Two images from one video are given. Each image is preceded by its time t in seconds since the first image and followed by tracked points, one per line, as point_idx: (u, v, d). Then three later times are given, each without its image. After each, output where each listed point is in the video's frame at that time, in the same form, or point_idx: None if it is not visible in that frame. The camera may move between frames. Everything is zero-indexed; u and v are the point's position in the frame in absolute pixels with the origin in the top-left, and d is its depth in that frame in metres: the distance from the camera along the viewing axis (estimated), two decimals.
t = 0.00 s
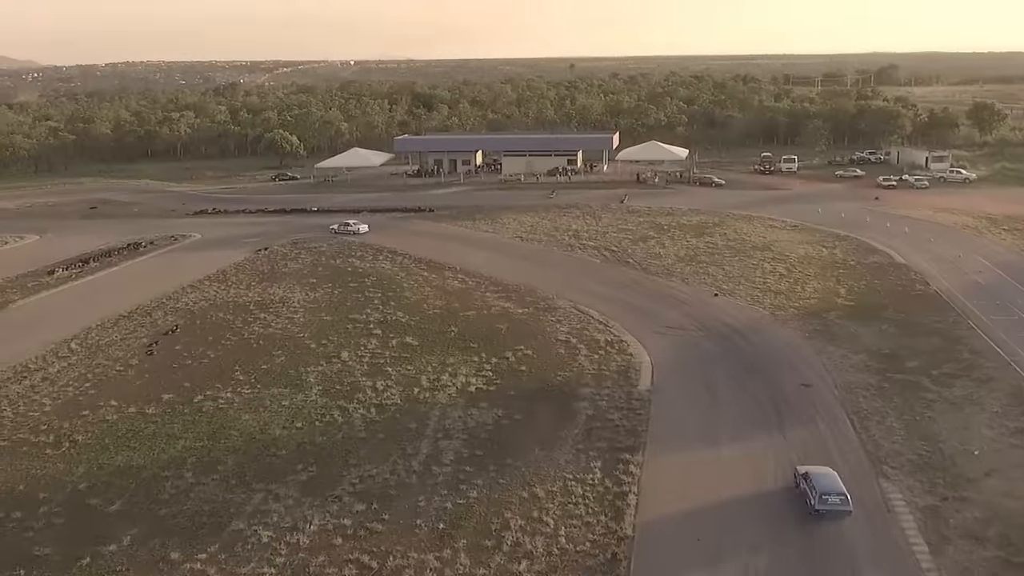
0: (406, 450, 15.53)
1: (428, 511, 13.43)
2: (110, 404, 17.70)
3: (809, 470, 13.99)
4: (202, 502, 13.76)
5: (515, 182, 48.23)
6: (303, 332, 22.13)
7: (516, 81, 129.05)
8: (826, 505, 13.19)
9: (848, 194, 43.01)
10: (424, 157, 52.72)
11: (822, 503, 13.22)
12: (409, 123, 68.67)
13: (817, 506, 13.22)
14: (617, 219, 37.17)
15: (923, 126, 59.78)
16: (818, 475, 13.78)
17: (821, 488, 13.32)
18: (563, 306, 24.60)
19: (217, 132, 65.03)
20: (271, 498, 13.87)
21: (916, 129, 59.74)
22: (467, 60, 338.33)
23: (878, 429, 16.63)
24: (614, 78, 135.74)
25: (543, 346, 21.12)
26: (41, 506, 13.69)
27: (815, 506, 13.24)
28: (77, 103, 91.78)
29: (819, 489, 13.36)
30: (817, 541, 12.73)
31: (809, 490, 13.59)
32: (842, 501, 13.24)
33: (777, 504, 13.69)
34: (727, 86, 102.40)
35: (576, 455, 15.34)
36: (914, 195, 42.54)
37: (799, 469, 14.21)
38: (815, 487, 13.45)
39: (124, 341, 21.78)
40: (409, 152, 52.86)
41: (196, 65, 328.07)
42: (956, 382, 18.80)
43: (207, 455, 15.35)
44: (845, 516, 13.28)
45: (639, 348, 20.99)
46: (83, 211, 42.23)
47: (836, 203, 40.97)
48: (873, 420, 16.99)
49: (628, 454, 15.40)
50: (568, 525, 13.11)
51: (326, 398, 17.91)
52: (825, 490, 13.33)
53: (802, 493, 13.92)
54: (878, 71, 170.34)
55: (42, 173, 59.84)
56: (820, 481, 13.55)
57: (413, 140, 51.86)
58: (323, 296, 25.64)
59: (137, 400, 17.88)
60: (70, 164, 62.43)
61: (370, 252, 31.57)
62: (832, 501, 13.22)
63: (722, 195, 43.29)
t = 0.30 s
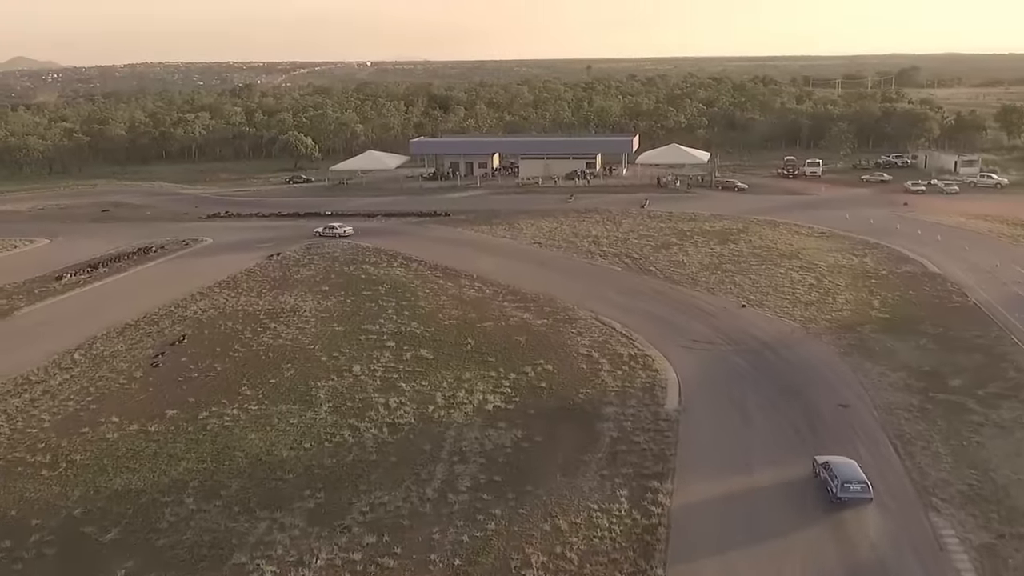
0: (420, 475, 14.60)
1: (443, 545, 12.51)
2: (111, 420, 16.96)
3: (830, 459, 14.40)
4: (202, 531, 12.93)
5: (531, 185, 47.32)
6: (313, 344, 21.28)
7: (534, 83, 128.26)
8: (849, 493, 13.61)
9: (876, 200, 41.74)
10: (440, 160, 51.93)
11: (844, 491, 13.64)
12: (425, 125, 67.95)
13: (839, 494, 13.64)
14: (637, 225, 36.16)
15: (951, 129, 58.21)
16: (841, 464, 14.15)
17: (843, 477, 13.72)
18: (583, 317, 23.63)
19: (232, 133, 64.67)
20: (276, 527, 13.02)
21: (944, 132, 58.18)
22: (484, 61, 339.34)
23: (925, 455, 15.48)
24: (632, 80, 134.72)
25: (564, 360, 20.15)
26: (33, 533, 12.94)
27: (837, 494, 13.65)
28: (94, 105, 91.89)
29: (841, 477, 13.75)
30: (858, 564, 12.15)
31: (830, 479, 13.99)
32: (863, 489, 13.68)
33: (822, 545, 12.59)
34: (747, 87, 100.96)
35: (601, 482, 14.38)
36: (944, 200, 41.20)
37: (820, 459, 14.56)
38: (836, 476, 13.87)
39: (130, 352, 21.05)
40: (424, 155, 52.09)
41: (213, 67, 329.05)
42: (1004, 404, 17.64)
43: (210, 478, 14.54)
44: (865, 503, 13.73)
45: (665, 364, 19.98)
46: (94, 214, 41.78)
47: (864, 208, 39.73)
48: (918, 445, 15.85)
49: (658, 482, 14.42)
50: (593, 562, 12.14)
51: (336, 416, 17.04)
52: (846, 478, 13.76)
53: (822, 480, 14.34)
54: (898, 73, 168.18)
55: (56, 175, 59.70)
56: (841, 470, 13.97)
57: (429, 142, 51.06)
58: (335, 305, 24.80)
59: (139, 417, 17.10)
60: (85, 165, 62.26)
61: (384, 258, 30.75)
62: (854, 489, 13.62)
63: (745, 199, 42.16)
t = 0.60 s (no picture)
0: (427, 504, 13.66)
1: None
2: (103, 439, 16.09)
3: (838, 449, 14.84)
4: (192, 566, 12.02)
5: (542, 189, 46.42)
6: (317, 357, 20.39)
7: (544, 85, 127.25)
8: (859, 480, 14.05)
9: (897, 205, 40.57)
10: (450, 162, 51.11)
11: (855, 478, 14.07)
12: (435, 127, 67.12)
13: (851, 482, 14.05)
14: (652, 230, 35.20)
15: (971, 132, 56.93)
16: (848, 453, 14.61)
17: (851, 465, 14.17)
18: (598, 328, 22.70)
19: (239, 135, 64.01)
20: (273, 562, 12.11)
21: (965, 135, 56.88)
22: (494, 62, 338.79)
23: (968, 484, 14.45)
24: (643, 81, 133.45)
25: (579, 376, 19.20)
26: (13, 567, 12.07)
27: (848, 481, 14.06)
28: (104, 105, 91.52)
29: (850, 466, 14.18)
30: None
31: (840, 468, 14.42)
32: (872, 476, 14.15)
33: None
34: (760, 89, 99.64)
35: (621, 513, 13.42)
36: (968, 206, 40.00)
37: (828, 448, 14.99)
38: (846, 464, 14.30)
39: (125, 364, 20.18)
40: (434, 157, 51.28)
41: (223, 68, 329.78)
42: None
43: (205, 504, 13.67)
44: (874, 490, 14.19)
45: (685, 381, 19.00)
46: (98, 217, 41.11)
47: (885, 214, 38.64)
48: (959, 472, 14.84)
49: (682, 512, 13.49)
50: None
51: (339, 436, 16.14)
52: (856, 466, 14.21)
53: (830, 469, 14.77)
54: (912, 75, 166.33)
55: (63, 176, 59.17)
56: (850, 458, 14.43)
57: (438, 145, 50.26)
58: (341, 314, 23.93)
59: (133, 436, 16.22)
60: (92, 167, 61.72)
61: (392, 265, 29.91)
62: (863, 476, 14.07)
63: (762, 204, 41.14)
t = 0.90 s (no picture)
0: (431, 537, 12.70)
1: None
2: (88, 461, 15.17)
3: (835, 439, 15.26)
4: None
5: (550, 193, 45.42)
6: (316, 372, 19.45)
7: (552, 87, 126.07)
8: (859, 467, 14.45)
9: (916, 210, 39.46)
10: (456, 166, 50.18)
11: (855, 466, 14.47)
12: (441, 129, 66.14)
13: (851, 469, 14.43)
14: (664, 237, 34.18)
15: (989, 135, 55.60)
16: (846, 443, 15.04)
17: (850, 453, 14.58)
18: (611, 341, 21.74)
19: (244, 137, 63.17)
20: None
21: (983, 138, 55.56)
22: (501, 64, 338.27)
23: (1012, 518, 13.40)
24: (652, 83, 132.04)
25: (591, 394, 18.23)
26: None
27: (848, 469, 14.46)
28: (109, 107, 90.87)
29: (849, 455, 14.58)
30: None
31: (839, 457, 14.82)
32: (871, 463, 14.56)
33: None
34: (771, 91, 98.17)
35: (639, 549, 12.46)
36: (989, 211, 38.89)
37: (825, 439, 15.42)
38: (845, 452, 14.71)
39: (116, 379, 19.25)
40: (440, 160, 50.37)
41: (230, 69, 330.00)
42: None
43: (195, 535, 12.78)
44: (872, 477, 14.60)
45: (703, 399, 18.03)
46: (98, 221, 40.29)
47: (904, 219, 37.53)
48: (1002, 503, 13.81)
49: (704, 547, 12.58)
50: None
51: (338, 459, 15.20)
52: (855, 455, 14.62)
53: (828, 459, 15.17)
54: (923, 77, 164.41)
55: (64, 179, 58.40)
56: (848, 447, 14.85)
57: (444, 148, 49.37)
58: (343, 325, 23.00)
59: (119, 458, 15.29)
60: (94, 170, 60.97)
61: (397, 273, 28.99)
62: (862, 464, 14.48)
63: (776, 209, 40.08)
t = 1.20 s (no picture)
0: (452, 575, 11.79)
1: None
2: (94, 481, 14.47)
3: (847, 431, 15.55)
4: None
5: (577, 197, 44.44)
6: (334, 386, 18.65)
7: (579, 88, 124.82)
8: (872, 459, 14.75)
9: (958, 217, 37.94)
10: (482, 168, 49.38)
11: (868, 458, 14.77)
12: (467, 131, 65.34)
13: (864, 461, 14.74)
14: (696, 243, 33.05)
15: None
16: (858, 435, 15.34)
17: (864, 445, 14.88)
18: (642, 355, 20.75)
19: (268, 138, 62.84)
20: None
21: None
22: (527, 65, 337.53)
23: None
24: (680, 85, 130.17)
25: (623, 413, 17.24)
26: None
27: (862, 461, 14.74)
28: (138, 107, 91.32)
29: (863, 447, 14.87)
30: None
31: (852, 448, 15.12)
32: (884, 455, 14.88)
33: None
34: (802, 92, 96.08)
35: None
36: None
37: (838, 431, 15.70)
38: (858, 444, 15.02)
39: (128, 391, 18.59)
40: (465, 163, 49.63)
41: (259, 69, 332.43)
42: None
43: (200, 567, 11.97)
44: (885, 468, 14.89)
45: (741, 420, 16.99)
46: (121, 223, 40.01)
47: (946, 226, 36.05)
48: None
49: None
50: None
51: (355, 483, 14.35)
52: (868, 447, 14.92)
53: (839, 451, 15.47)
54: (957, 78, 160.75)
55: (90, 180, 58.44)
56: (861, 440, 15.16)
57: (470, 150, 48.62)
58: (364, 335, 22.20)
59: (127, 478, 14.57)
60: (120, 170, 61.01)
61: (420, 279, 28.19)
62: (876, 456, 14.78)
63: (812, 215, 38.76)
